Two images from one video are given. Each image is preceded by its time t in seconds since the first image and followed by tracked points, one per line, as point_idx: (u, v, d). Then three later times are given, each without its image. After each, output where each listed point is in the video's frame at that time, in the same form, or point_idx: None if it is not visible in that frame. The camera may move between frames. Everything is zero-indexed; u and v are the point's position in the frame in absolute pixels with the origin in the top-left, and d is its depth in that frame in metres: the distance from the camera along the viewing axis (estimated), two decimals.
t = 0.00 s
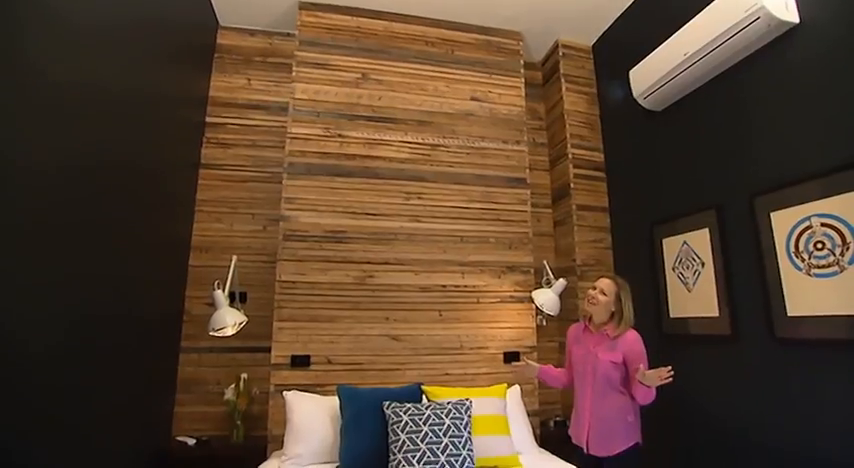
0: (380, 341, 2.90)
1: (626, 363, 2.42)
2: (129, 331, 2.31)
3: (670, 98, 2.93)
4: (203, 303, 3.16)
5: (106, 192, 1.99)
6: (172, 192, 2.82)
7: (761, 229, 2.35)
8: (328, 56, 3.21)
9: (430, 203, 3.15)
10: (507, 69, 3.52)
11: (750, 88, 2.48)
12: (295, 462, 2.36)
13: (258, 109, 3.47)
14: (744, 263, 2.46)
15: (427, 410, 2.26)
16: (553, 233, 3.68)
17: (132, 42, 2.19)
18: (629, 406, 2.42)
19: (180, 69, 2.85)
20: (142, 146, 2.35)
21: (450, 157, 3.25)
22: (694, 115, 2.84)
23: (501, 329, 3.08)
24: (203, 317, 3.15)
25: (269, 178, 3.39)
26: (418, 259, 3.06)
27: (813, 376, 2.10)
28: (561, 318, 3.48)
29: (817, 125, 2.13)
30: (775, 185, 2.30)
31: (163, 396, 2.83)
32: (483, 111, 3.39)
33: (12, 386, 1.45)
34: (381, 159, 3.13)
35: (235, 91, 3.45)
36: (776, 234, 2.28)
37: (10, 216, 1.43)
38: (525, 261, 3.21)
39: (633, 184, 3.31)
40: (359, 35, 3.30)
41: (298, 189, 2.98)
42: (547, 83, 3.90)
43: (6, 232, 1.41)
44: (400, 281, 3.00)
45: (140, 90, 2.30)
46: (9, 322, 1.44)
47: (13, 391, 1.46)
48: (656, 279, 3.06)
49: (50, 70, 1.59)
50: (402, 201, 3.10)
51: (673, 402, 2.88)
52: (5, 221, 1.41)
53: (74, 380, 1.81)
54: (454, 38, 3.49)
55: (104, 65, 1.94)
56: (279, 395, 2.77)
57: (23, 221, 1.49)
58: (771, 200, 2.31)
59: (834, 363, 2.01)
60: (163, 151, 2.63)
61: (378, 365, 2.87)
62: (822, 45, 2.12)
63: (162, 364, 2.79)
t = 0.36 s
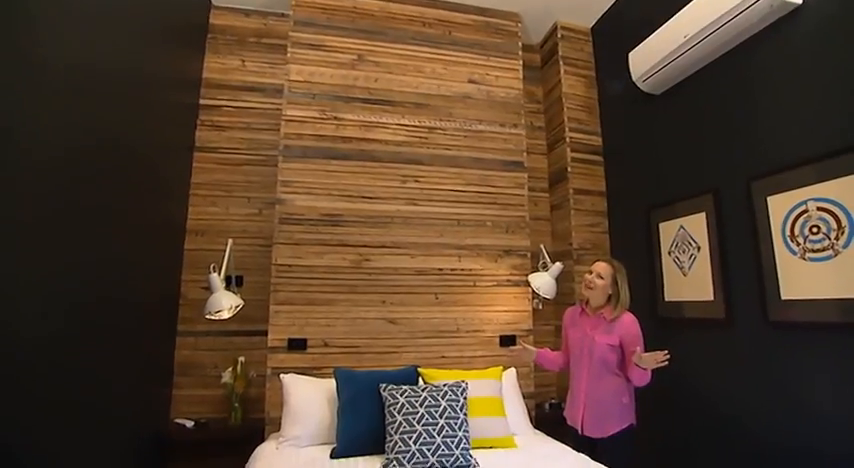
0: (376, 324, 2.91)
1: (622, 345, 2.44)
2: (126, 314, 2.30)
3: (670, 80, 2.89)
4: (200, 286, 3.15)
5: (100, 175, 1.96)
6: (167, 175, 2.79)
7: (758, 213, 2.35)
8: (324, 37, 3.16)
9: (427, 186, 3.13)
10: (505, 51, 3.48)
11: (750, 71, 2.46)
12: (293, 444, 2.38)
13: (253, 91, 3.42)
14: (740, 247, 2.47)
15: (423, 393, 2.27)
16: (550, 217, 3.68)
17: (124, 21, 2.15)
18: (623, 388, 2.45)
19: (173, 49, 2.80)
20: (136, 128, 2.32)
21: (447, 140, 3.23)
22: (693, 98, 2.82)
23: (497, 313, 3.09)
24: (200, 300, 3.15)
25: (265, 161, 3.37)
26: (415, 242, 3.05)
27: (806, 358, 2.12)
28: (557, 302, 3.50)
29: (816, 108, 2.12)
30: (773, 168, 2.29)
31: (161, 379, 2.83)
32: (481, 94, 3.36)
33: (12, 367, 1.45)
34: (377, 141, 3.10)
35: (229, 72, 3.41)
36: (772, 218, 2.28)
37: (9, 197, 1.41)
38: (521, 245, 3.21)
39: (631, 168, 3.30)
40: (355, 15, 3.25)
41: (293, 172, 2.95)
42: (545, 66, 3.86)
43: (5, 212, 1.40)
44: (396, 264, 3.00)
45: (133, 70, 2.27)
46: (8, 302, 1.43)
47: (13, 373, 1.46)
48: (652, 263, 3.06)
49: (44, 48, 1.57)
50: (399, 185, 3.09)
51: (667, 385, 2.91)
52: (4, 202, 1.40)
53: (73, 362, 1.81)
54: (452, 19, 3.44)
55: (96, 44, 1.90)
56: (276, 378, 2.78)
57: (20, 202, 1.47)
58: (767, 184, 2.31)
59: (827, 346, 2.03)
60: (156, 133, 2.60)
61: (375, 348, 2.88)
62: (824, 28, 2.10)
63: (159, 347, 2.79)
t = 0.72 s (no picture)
0: (373, 307, 2.91)
1: (621, 328, 2.45)
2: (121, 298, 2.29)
3: (671, 62, 2.85)
4: (196, 270, 3.14)
5: (94, 157, 1.94)
6: (161, 158, 2.77)
7: (755, 197, 2.35)
8: (319, 18, 3.11)
9: (423, 169, 3.12)
10: (503, 32, 3.43)
11: (751, 53, 2.43)
12: (291, 426, 2.39)
13: (247, 73, 3.38)
14: (736, 231, 2.47)
15: (420, 375, 2.28)
16: (547, 201, 3.67)
17: None
18: (622, 370, 2.47)
19: (166, 29, 2.75)
20: (130, 110, 2.29)
21: (444, 123, 3.20)
22: (692, 81, 2.79)
23: (494, 296, 3.10)
24: (196, 284, 3.14)
25: (260, 144, 3.33)
26: (411, 226, 3.04)
27: (800, 341, 2.14)
28: (554, 286, 3.51)
29: (816, 91, 2.11)
30: (772, 152, 2.28)
31: (158, 362, 2.84)
32: (479, 76, 3.32)
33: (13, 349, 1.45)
34: (373, 124, 3.07)
35: (223, 53, 3.35)
36: (769, 203, 2.28)
37: (6, 180, 1.39)
38: (518, 229, 3.21)
39: (629, 152, 3.28)
40: None
41: (289, 156, 2.93)
42: (544, 48, 3.81)
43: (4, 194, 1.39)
44: (393, 248, 2.99)
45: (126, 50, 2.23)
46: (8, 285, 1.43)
47: (14, 353, 1.46)
48: (649, 247, 3.06)
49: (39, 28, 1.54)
50: (396, 168, 3.07)
51: (661, 367, 2.93)
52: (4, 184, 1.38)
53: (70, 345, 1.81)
54: None
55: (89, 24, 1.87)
56: (274, 361, 2.79)
57: (18, 183, 1.45)
58: (766, 169, 2.30)
59: (821, 328, 2.05)
60: (150, 114, 2.56)
61: (371, 331, 2.89)
62: (827, 9, 2.07)
63: (156, 330, 2.79)
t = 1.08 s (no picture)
0: (369, 290, 2.91)
1: (620, 309, 2.47)
2: (115, 281, 2.28)
3: (669, 44, 2.82)
4: (190, 253, 3.13)
5: (87, 139, 1.91)
6: (154, 139, 2.73)
7: (751, 181, 2.35)
8: None
9: (419, 152, 3.09)
10: (500, 12, 3.38)
11: (750, 34, 2.41)
12: (287, 407, 2.41)
13: (240, 53, 3.32)
14: (732, 214, 2.47)
15: (416, 357, 2.29)
16: (543, 184, 3.66)
17: None
18: (621, 351, 2.49)
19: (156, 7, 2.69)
20: (121, 89, 2.25)
21: (439, 105, 3.17)
22: (690, 63, 2.77)
23: (489, 279, 3.11)
24: (191, 267, 3.13)
25: (254, 126, 3.29)
26: (407, 209, 3.03)
27: (793, 323, 2.16)
28: (549, 268, 3.51)
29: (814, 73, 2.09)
30: (769, 135, 2.27)
31: (155, 345, 2.85)
32: (475, 57, 3.28)
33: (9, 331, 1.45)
34: (368, 106, 3.04)
35: (215, 33, 3.29)
36: (764, 186, 2.28)
37: None
38: (514, 212, 3.20)
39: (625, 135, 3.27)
40: None
41: (283, 137, 2.90)
42: (542, 29, 3.76)
43: None
44: (389, 230, 2.98)
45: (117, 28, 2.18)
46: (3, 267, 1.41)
47: (10, 335, 1.45)
48: (644, 230, 3.07)
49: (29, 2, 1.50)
50: (391, 150, 3.04)
51: (654, 349, 2.96)
52: None
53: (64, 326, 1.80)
54: None
55: None
56: (270, 343, 2.80)
57: (12, 163, 1.43)
58: (762, 152, 2.30)
59: (814, 311, 2.07)
60: (142, 95, 2.52)
61: (367, 314, 2.89)
62: None
63: (151, 313, 2.78)
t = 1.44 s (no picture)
0: (364, 273, 2.91)
1: (619, 292, 2.50)
2: (109, 264, 2.27)
3: (668, 26, 2.79)
4: (185, 237, 3.11)
5: (78, 120, 1.88)
6: (145, 121, 2.69)
7: (747, 164, 2.35)
8: None
9: (414, 134, 3.07)
10: None
11: (749, 16, 2.38)
12: (283, 389, 2.42)
13: (232, 33, 3.26)
14: (727, 198, 2.47)
15: (411, 339, 2.30)
16: (539, 167, 3.64)
17: None
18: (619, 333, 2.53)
19: None
20: (112, 68, 2.21)
21: (435, 87, 3.13)
22: (689, 45, 2.74)
23: (484, 262, 3.11)
24: (185, 251, 3.11)
25: (248, 107, 3.25)
26: (403, 191, 3.01)
27: (786, 306, 2.17)
28: (545, 252, 3.52)
29: (812, 56, 2.08)
30: (766, 118, 2.26)
31: (150, 328, 2.85)
32: (471, 38, 3.24)
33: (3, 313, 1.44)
34: (363, 87, 3.00)
35: (206, 12, 3.23)
36: (759, 170, 2.28)
37: None
38: (510, 195, 3.19)
39: (622, 119, 3.25)
40: None
41: (277, 119, 2.86)
42: (539, 10, 3.71)
43: None
44: (384, 213, 2.97)
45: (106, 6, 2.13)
46: None
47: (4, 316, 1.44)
48: (640, 214, 3.07)
49: None
50: (386, 132, 3.01)
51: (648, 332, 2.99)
52: None
53: (60, 308, 1.79)
54: None
55: None
56: (265, 326, 2.80)
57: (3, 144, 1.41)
58: (758, 135, 2.29)
59: (806, 293, 2.09)
60: (132, 76, 2.48)
61: (362, 296, 2.89)
62: None
63: (146, 297, 2.77)
